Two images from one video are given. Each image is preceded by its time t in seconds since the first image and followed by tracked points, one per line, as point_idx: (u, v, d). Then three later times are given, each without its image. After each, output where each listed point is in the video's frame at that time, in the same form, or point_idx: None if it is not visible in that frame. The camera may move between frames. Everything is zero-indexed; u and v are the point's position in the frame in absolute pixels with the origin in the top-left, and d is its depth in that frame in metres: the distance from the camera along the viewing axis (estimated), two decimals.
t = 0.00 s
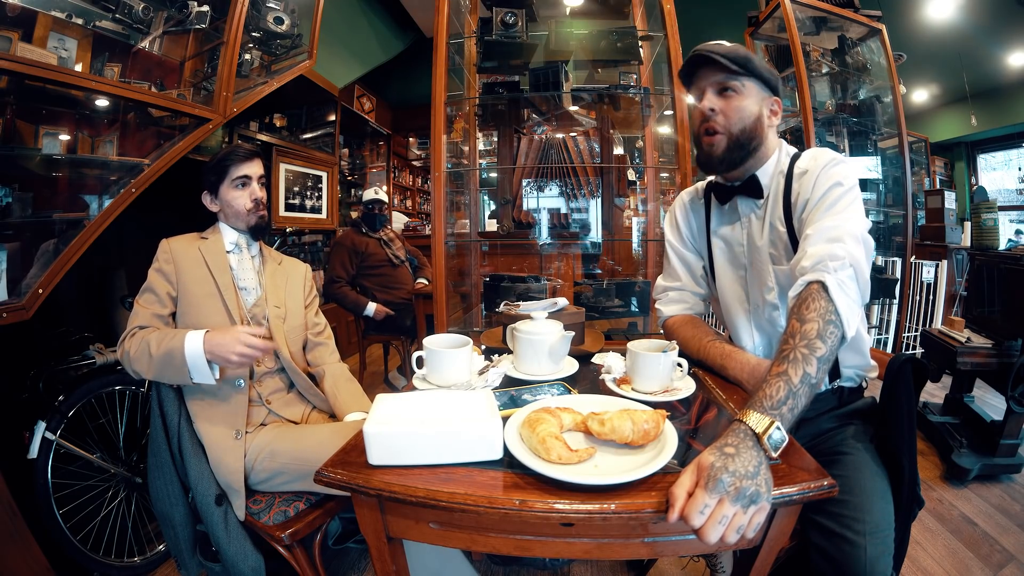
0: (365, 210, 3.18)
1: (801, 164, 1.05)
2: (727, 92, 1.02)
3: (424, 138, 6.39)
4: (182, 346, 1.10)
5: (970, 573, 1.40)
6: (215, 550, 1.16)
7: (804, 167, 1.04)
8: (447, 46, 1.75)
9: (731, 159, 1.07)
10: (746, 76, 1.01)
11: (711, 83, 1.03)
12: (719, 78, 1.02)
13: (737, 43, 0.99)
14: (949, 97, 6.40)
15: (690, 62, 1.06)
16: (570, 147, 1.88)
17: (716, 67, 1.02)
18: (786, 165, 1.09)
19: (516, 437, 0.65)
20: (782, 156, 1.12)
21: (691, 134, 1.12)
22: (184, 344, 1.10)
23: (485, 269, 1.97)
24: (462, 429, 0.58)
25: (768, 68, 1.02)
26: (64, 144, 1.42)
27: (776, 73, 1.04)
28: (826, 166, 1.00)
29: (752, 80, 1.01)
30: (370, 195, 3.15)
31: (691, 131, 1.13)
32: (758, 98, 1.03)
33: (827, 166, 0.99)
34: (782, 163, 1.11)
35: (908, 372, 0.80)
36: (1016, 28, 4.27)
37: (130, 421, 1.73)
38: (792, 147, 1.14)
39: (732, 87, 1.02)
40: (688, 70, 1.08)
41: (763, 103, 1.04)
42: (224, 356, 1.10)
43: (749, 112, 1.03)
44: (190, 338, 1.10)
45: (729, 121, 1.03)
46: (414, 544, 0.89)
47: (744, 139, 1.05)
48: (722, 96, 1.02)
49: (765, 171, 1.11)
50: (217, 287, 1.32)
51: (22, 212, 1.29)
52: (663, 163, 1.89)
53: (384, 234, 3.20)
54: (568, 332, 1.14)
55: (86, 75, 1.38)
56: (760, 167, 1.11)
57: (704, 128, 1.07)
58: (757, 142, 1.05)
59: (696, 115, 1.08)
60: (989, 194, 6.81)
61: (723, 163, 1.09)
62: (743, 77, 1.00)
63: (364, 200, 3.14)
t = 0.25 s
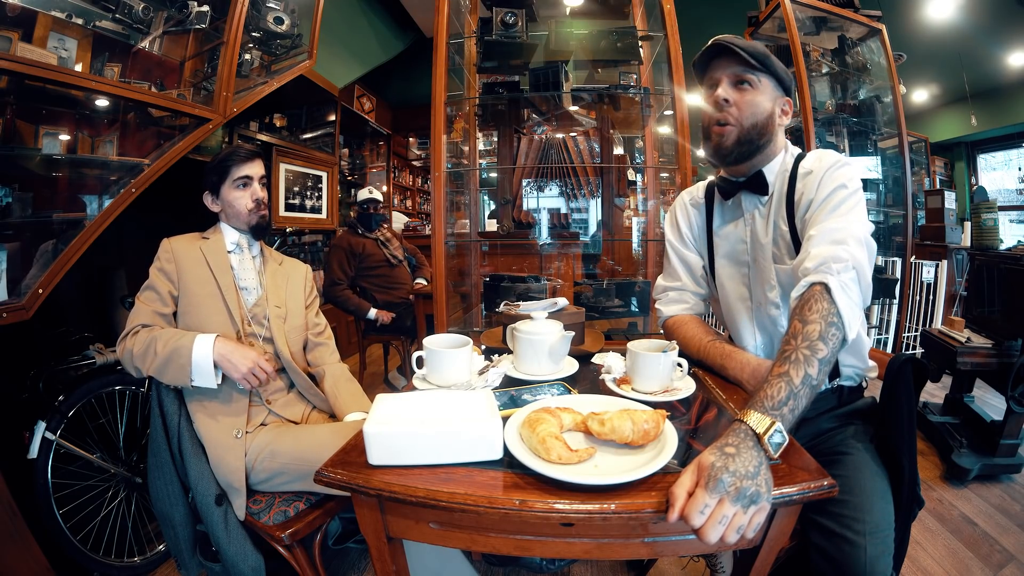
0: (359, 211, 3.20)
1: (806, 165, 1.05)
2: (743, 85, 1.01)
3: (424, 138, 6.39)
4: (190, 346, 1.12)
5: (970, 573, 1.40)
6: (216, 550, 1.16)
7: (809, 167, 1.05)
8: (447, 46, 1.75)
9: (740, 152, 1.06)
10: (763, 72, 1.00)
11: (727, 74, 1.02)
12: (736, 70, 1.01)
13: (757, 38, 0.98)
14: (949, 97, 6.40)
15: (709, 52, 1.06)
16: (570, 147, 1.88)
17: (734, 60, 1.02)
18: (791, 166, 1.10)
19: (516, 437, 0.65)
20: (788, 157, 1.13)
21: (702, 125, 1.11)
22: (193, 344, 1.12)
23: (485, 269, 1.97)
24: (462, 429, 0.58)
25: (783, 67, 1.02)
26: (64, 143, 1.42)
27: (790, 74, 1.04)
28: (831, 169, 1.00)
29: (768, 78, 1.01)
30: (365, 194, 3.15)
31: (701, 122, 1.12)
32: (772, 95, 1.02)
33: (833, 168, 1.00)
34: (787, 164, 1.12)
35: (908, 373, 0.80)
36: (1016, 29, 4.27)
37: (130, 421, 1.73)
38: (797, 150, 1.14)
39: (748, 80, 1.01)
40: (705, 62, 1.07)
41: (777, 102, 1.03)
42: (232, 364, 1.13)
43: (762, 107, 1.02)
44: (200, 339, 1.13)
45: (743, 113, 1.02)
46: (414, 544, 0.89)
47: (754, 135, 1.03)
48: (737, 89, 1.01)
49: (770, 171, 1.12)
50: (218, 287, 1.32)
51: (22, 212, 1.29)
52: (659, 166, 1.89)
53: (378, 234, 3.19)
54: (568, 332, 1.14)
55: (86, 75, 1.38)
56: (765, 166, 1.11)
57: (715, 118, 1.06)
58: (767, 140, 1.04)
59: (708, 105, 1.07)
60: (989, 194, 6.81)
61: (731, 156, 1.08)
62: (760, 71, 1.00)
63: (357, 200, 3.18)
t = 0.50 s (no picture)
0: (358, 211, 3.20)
1: (808, 166, 1.05)
2: (746, 85, 1.02)
3: (424, 138, 6.39)
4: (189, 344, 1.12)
5: (970, 572, 1.40)
6: (215, 550, 1.16)
7: (810, 167, 1.05)
8: (447, 46, 1.75)
9: (743, 152, 1.06)
10: (766, 72, 1.01)
11: (730, 74, 1.03)
12: (739, 69, 1.02)
13: (761, 39, 0.98)
14: (949, 97, 6.39)
15: (712, 50, 1.06)
16: (570, 147, 1.88)
17: (738, 59, 1.02)
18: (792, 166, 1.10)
19: (516, 437, 0.65)
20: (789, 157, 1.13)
21: (705, 124, 1.11)
22: (193, 342, 1.12)
23: (485, 269, 1.97)
24: (463, 429, 0.58)
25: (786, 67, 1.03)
26: (64, 144, 1.42)
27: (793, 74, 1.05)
28: (832, 169, 1.01)
29: (771, 79, 1.02)
30: (363, 195, 3.15)
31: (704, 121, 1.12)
32: (774, 95, 1.03)
33: (834, 169, 1.00)
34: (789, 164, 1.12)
35: (908, 373, 0.80)
36: (1016, 28, 4.27)
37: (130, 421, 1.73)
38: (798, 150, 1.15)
39: (751, 80, 1.01)
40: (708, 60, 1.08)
41: (779, 102, 1.04)
42: (233, 360, 1.14)
43: (765, 107, 1.02)
44: (201, 338, 1.13)
45: (745, 114, 1.02)
46: (414, 544, 0.89)
47: (757, 135, 1.04)
48: (741, 89, 1.02)
49: (771, 171, 1.12)
50: (219, 287, 1.32)
51: (22, 212, 1.29)
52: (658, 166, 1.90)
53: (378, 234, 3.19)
54: (568, 332, 1.14)
55: (86, 75, 1.38)
56: (767, 165, 1.11)
57: (717, 117, 1.06)
58: (770, 140, 1.05)
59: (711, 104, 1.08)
60: (989, 194, 6.81)
61: (734, 156, 1.08)
62: (763, 71, 1.00)
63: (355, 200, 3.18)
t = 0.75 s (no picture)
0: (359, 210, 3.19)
1: (808, 165, 1.05)
2: (746, 85, 1.02)
3: (424, 138, 6.39)
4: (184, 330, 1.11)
5: (970, 572, 1.40)
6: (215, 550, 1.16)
7: (811, 167, 1.05)
8: (447, 46, 1.74)
9: (744, 152, 1.07)
10: (767, 72, 1.01)
11: (731, 74, 1.03)
12: (740, 70, 1.02)
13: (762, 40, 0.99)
14: (949, 97, 6.39)
15: (712, 50, 1.06)
16: (570, 147, 1.88)
17: (739, 59, 1.02)
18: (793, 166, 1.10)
19: (516, 437, 0.65)
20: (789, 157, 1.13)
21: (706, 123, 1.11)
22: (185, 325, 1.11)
23: (485, 269, 1.97)
24: (462, 429, 0.58)
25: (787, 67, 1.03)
26: (64, 143, 1.42)
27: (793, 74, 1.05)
28: (833, 169, 1.00)
29: (772, 79, 1.02)
30: (363, 195, 3.13)
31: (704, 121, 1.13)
32: (775, 95, 1.03)
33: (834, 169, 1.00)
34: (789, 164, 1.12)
35: (908, 373, 0.80)
36: (1016, 29, 4.27)
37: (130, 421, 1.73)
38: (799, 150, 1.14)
39: (752, 80, 1.02)
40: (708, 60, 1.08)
41: (781, 102, 1.04)
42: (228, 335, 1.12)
43: (766, 108, 1.03)
44: (191, 319, 1.11)
45: (747, 114, 1.03)
46: (414, 544, 0.89)
47: (759, 135, 1.04)
48: (742, 90, 1.02)
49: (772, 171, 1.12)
50: (219, 286, 1.32)
51: (22, 212, 1.29)
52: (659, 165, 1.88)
53: (378, 234, 3.19)
54: (568, 332, 1.14)
55: (86, 75, 1.38)
56: (768, 164, 1.12)
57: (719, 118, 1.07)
58: (772, 141, 1.05)
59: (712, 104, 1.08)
60: (989, 194, 6.82)
61: (736, 156, 1.08)
62: (764, 71, 1.01)
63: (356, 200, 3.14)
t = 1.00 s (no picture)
0: (359, 210, 3.19)
1: (811, 165, 1.05)
2: (757, 84, 1.01)
3: (424, 138, 6.40)
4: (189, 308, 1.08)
5: (970, 573, 1.40)
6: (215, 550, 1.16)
7: (813, 168, 1.05)
8: (447, 46, 1.74)
9: (752, 151, 1.06)
10: (776, 72, 1.01)
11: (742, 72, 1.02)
12: (750, 68, 1.01)
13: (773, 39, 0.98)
14: (949, 97, 6.39)
15: (722, 46, 1.04)
16: (570, 147, 1.88)
17: (750, 57, 1.01)
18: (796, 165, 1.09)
19: (516, 437, 0.65)
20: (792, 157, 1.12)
21: (713, 120, 1.09)
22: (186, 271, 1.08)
23: (485, 269, 1.97)
24: (462, 429, 0.58)
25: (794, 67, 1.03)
26: (64, 143, 1.42)
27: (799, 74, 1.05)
28: (836, 170, 1.00)
29: (781, 79, 1.02)
30: (365, 194, 3.13)
31: (711, 118, 1.11)
32: (782, 95, 1.03)
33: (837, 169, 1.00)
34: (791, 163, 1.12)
35: (908, 373, 0.80)
36: (1016, 28, 4.27)
37: (130, 421, 1.73)
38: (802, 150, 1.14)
39: (762, 78, 1.01)
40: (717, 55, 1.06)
41: (788, 102, 1.04)
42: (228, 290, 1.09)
43: (775, 106, 1.02)
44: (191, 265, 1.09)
45: (757, 112, 1.01)
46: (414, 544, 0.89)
47: (768, 135, 1.04)
48: (753, 88, 1.01)
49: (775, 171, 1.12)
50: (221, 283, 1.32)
51: (22, 212, 1.29)
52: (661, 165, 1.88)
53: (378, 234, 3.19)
54: (568, 332, 1.14)
55: (86, 75, 1.38)
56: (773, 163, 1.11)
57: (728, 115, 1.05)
58: (778, 141, 1.05)
59: (721, 101, 1.06)
60: (989, 194, 6.82)
61: (745, 155, 1.07)
62: (774, 70, 1.00)
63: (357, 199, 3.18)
